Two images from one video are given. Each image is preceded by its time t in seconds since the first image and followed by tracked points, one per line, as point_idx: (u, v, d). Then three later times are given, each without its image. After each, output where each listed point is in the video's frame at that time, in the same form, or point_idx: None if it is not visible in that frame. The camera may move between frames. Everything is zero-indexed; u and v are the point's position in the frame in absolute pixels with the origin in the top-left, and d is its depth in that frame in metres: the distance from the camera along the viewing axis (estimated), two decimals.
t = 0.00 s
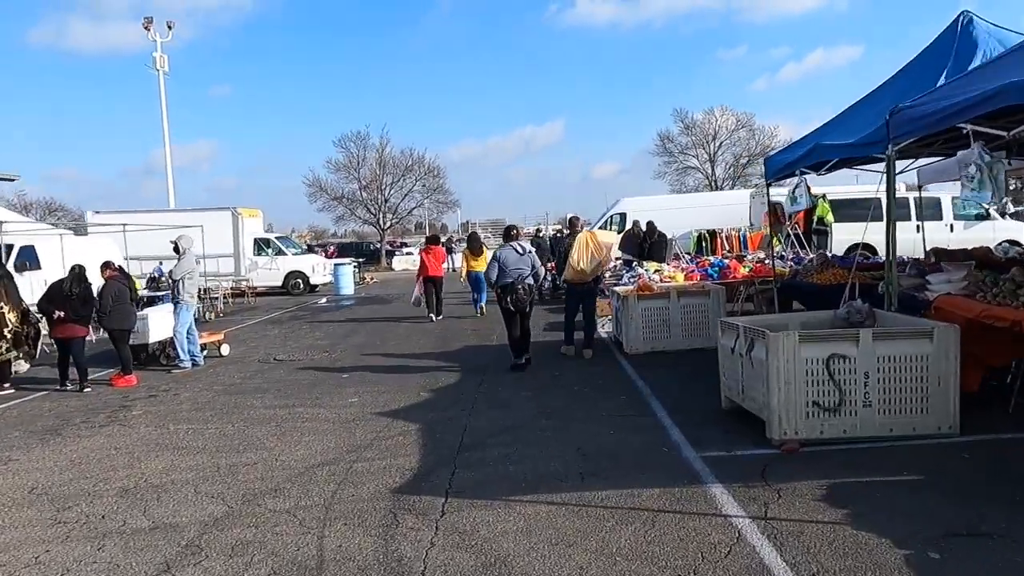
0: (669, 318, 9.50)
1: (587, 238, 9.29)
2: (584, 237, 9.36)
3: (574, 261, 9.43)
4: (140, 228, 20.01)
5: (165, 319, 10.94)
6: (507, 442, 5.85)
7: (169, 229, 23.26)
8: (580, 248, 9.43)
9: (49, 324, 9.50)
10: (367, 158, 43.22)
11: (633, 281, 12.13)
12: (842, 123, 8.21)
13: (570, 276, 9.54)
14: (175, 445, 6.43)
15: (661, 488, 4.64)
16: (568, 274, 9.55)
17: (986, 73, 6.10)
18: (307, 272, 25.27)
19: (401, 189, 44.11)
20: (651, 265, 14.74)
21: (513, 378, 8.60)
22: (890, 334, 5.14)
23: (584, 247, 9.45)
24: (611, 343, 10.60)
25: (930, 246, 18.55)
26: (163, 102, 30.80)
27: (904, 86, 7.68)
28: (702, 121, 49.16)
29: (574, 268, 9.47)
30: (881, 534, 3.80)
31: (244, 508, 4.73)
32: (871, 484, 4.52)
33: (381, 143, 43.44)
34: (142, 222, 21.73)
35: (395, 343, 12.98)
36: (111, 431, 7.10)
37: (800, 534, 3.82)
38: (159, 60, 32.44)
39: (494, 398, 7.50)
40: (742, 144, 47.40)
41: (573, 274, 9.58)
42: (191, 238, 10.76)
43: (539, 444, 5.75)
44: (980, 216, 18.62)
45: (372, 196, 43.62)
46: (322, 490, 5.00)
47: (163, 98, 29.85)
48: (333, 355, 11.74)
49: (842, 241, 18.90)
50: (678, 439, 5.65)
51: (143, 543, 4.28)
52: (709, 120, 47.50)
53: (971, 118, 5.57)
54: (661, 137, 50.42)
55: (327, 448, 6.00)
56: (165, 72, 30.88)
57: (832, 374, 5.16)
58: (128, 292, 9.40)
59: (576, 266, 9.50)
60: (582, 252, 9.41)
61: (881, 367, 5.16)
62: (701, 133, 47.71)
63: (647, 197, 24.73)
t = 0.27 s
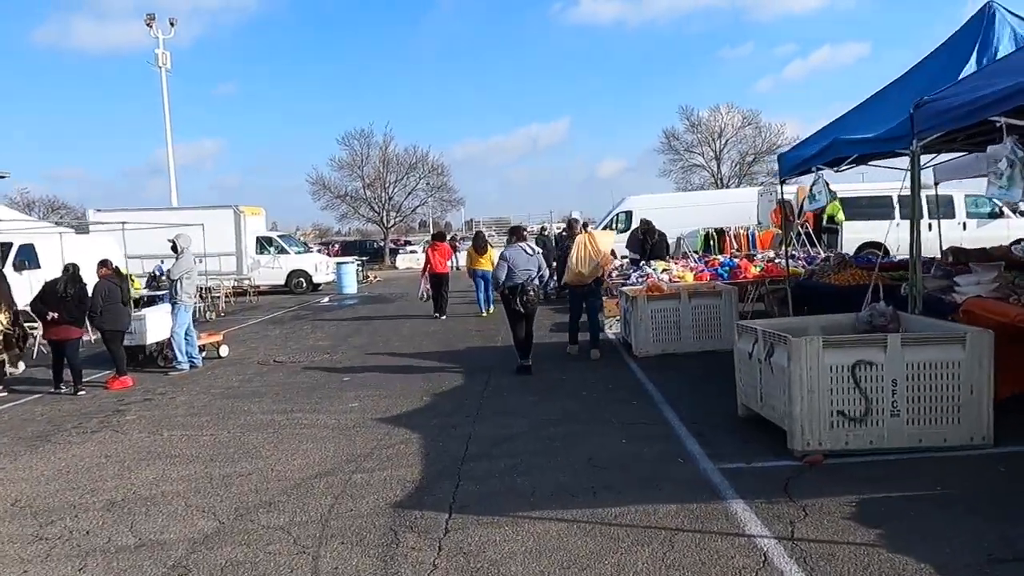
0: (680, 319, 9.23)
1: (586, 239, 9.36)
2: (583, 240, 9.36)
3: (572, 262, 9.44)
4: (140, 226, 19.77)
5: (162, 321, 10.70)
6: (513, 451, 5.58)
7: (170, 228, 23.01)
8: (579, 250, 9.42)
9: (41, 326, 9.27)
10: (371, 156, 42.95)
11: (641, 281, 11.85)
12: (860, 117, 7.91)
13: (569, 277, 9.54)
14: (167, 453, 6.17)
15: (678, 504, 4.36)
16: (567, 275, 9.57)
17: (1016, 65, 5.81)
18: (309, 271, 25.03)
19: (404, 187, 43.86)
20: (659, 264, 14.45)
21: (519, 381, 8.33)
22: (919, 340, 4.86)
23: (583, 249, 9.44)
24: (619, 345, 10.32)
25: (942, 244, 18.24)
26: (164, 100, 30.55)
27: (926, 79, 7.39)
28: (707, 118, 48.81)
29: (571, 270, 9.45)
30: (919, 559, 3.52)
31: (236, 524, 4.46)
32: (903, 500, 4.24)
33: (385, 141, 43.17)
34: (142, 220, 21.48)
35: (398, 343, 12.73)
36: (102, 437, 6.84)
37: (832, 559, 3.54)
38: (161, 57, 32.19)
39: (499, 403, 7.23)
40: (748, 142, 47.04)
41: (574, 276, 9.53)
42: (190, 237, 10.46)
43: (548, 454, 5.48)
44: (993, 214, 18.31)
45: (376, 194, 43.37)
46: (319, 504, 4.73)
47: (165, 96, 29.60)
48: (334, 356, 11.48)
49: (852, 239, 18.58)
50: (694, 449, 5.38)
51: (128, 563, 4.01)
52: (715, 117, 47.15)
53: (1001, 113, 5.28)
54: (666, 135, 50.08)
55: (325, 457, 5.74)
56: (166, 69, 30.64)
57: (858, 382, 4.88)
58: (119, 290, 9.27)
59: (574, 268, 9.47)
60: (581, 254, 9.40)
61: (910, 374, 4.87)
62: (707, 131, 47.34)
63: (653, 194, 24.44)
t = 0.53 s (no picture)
0: (687, 322, 8.96)
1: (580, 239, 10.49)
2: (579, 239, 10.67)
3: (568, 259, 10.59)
4: (141, 225, 19.58)
5: (158, 321, 10.48)
6: (513, 462, 5.33)
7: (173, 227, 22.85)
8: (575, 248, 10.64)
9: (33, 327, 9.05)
10: (375, 155, 42.76)
11: (648, 282, 11.58)
12: (876, 113, 7.64)
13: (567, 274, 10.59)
14: (155, 460, 5.94)
15: (687, 522, 4.11)
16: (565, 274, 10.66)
17: None
18: (312, 271, 24.83)
19: (409, 186, 43.64)
20: (666, 265, 14.19)
21: (522, 385, 8.09)
22: (944, 347, 4.59)
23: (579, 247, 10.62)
24: (625, 348, 10.05)
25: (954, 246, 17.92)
26: (168, 98, 30.42)
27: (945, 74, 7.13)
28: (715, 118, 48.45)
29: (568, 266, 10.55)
30: None
31: (219, 541, 4.22)
32: (928, 521, 3.98)
33: (389, 140, 42.98)
34: (144, 219, 21.30)
35: (400, 344, 12.49)
36: (90, 443, 6.62)
37: None
38: (165, 55, 32.02)
39: (501, 409, 6.99)
40: (755, 141, 46.67)
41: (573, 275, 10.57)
42: (186, 236, 10.22)
43: (550, 464, 5.24)
44: (1007, 215, 17.98)
45: (380, 193, 43.16)
46: (308, 519, 4.49)
47: (168, 94, 29.45)
48: (334, 358, 11.25)
49: (862, 240, 18.28)
50: (704, 461, 5.12)
51: None
52: (722, 116, 46.80)
53: None
54: (673, 134, 49.73)
55: (317, 467, 5.49)
56: (170, 68, 30.47)
57: (878, 392, 4.61)
58: (113, 289, 9.06)
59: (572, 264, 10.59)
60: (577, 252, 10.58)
61: (933, 384, 4.60)
62: (714, 130, 47.01)
63: (660, 194, 24.16)
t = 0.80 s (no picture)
0: (693, 327, 8.68)
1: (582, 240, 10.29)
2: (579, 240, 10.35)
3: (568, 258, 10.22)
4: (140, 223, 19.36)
5: (151, 322, 10.25)
6: (509, 475, 5.07)
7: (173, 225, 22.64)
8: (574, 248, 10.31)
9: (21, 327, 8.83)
10: (380, 153, 42.54)
11: (653, 285, 11.30)
12: (891, 111, 7.36)
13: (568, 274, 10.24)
14: (137, 469, 5.69)
15: (693, 544, 3.84)
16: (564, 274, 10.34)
17: None
18: (314, 270, 24.61)
19: (413, 185, 43.42)
20: (672, 267, 13.91)
21: (522, 390, 7.81)
22: (967, 358, 4.31)
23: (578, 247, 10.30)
24: (630, 352, 9.76)
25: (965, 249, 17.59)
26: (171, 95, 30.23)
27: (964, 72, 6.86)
28: (721, 118, 48.08)
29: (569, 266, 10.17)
30: None
31: (193, 561, 3.96)
32: (951, 546, 3.70)
33: (394, 139, 42.75)
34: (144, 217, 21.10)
35: (399, 345, 12.24)
36: (72, 449, 6.38)
37: None
38: (168, 52, 31.84)
39: (499, 416, 6.72)
40: (762, 142, 46.30)
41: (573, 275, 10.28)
42: (179, 234, 10.03)
43: (547, 478, 4.97)
44: (1019, 218, 17.65)
45: (384, 192, 42.95)
46: (289, 536, 4.23)
47: (171, 91, 29.26)
48: (331, 359, 11.00)
49: (872, 242, 17.96)
50: (711, 476, 4.85)
51: None
52: (729, 116, 46.45)
53: None
54: (679, 134, 49.39)
55: (304, 477, 5.24)
56: (173, 65, 30.29)
57: (896, 405, 4.33)
58: (102, 289, 8.83)
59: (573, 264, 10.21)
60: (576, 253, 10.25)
61: (956, 397, 4.33)
62: (721, 130, 46.67)
63: (666, 194, 23.87)
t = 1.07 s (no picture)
0: (696, 332, 8.41)
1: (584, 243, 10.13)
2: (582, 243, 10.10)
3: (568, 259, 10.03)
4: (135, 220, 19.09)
5: (139, 322, 9.99)
6: (502, 491, 4.80)
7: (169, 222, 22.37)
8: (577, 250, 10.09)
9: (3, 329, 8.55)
10: (380, 151, 42.26)
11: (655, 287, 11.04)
12: (904, 110, 7.12)
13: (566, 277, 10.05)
14: (113, 479, 5.42)
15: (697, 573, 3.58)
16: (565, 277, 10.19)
17: None
18: (312, 268, 24.34)
19: (414, 183, 43.15)
20: (674, 268, 13.65)
21: (519, 396, 7.55)
22: (991, 373, 4.04)
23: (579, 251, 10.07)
24: (630, 357, 9.50)
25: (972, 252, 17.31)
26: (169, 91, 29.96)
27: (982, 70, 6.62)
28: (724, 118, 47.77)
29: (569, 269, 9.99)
30: None
31: None
32: None
33: (394, 137, 42.48)
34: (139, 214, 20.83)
35: (395, 347, 11.98)
36: (49, 457, 6.12)
37: None
38: (166, 47, 31.56)
39: (494, 424, 6.46)
40: (765, 142, 45.99)
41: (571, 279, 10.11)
42: (168, 233, 9.83)
43: (543, 494, 4.71)
44: None
45: (384, 190, 42.68)
46: (267, 558, 3.96)
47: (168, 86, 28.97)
48: (325, 361, 10.74)
49: (877, 244, 17.69)
50: (716, 494, 4.59)
51: None
52: (732, 116, 46.16)
53: None
54: (682, 133, 49.09)
55: (287, 491, 4.97)
56: (171, 61, 30.02)
57: (914, 422, 4.07)
58: (87, 289, 8.61)
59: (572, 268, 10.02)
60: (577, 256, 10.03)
61: (978, 413, 4.06)
62: (723, 130, 46.38)
63: (668, 194, 23.59)
